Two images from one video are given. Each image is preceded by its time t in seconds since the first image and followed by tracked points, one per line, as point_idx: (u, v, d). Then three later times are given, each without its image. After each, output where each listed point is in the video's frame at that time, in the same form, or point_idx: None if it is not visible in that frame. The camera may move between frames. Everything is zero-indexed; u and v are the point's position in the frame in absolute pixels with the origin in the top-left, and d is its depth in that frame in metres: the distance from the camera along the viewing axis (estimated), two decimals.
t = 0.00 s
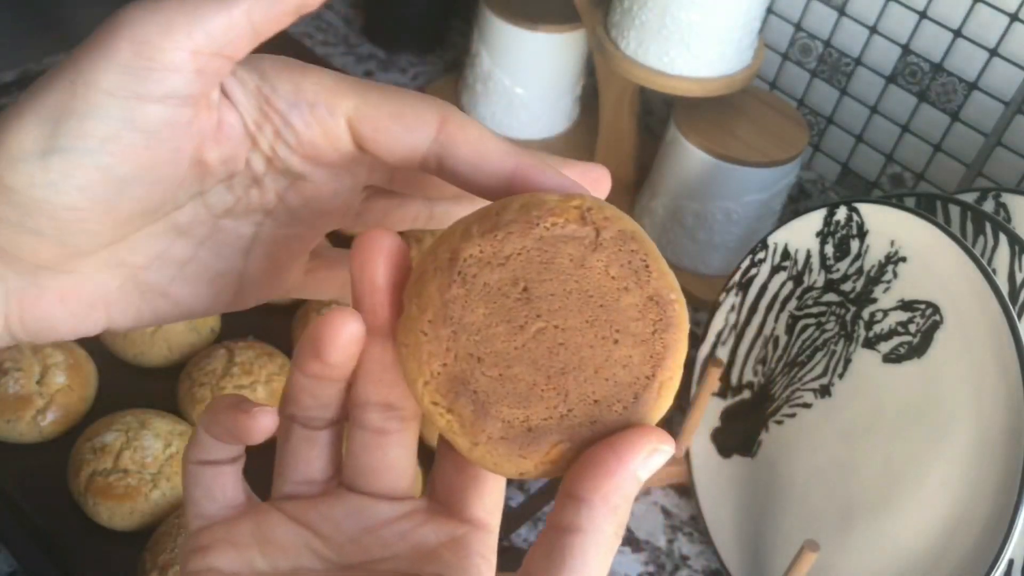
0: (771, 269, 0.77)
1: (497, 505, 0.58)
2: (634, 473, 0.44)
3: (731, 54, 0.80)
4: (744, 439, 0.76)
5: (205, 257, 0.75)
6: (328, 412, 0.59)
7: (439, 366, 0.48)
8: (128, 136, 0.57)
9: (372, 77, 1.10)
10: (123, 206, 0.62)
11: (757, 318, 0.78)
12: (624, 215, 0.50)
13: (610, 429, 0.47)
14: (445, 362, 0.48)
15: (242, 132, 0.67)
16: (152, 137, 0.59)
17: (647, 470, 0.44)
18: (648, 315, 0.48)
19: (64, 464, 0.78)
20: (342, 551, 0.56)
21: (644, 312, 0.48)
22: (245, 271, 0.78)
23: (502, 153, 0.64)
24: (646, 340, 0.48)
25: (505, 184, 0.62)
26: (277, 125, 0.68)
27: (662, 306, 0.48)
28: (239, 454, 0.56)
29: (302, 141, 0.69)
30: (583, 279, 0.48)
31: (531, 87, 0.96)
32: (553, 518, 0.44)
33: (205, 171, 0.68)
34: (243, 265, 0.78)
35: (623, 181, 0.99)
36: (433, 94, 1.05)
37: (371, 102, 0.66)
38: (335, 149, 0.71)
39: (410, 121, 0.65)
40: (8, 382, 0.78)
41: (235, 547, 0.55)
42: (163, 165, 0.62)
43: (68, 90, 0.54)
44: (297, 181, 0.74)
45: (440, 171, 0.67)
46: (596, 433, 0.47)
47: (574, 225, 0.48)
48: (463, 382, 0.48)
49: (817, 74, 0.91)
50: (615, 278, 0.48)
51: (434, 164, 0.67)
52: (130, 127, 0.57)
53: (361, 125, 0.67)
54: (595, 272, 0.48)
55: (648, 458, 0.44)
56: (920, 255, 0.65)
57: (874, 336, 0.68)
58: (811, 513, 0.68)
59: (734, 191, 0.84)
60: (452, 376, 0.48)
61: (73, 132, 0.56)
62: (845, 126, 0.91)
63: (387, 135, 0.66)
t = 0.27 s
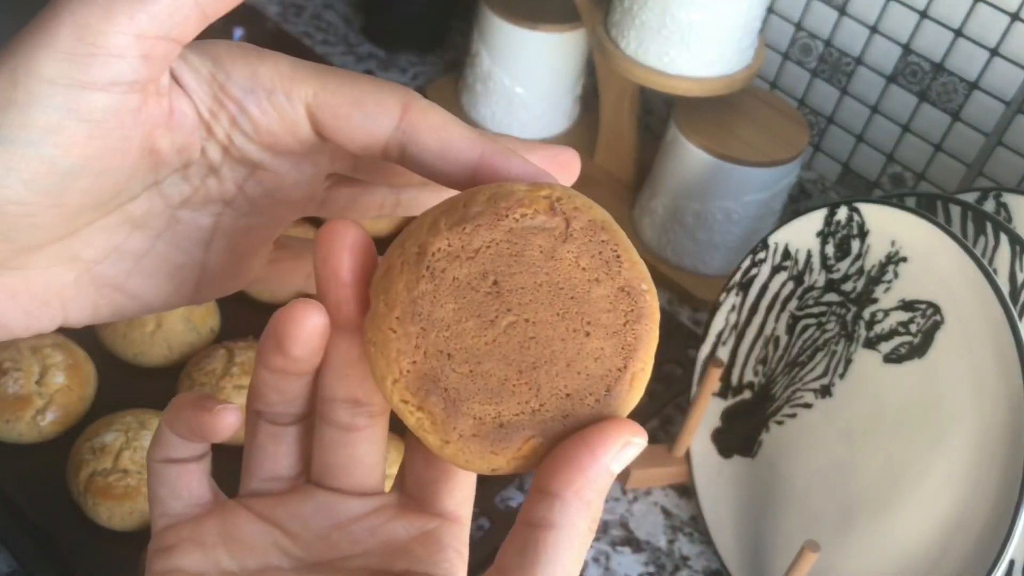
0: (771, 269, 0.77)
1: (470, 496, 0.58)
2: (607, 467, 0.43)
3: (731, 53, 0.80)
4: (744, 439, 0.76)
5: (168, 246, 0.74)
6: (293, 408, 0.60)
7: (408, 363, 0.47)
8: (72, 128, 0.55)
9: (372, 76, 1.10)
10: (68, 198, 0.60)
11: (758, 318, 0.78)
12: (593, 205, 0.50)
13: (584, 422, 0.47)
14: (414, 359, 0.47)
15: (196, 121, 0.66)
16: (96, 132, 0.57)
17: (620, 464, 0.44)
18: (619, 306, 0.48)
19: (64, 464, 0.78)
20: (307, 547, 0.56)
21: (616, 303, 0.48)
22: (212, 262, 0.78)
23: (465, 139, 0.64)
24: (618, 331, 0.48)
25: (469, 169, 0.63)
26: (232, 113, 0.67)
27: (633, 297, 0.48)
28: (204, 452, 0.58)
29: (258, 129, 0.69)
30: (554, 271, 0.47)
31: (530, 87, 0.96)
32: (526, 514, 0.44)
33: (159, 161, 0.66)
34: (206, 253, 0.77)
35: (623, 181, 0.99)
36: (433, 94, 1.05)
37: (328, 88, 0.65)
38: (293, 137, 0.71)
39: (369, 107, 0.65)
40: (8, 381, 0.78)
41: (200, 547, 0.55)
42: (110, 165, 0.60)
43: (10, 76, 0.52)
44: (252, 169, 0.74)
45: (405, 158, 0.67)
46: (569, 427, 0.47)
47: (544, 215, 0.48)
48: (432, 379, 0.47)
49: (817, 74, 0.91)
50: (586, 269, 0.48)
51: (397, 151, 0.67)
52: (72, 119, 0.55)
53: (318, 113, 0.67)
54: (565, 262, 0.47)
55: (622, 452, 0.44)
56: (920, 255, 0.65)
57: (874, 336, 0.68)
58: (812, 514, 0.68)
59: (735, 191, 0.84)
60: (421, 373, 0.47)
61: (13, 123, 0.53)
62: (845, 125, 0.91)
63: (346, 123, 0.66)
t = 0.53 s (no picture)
0: (771, 269, 0.77)
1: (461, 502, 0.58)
2: (597, 474, 0.43)
3: (731, 54, 0.80)
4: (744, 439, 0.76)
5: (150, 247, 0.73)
6: (282, 414, 0.60)
7: (395, 369, 0.47)
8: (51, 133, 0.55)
9: (372, 76, 1.09)
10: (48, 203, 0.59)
11: (758, 318, 0.78)
12: (582, 207, 0.49)
13: (574, 428, 0.47)
14: (401, 365, 0.47)
15: (180, 125, 0.66)
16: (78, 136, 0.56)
17: (611, 470, 0.44)
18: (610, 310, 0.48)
19: (64, 464, 0.78)
20: (296, 558, 0.56)
21: (606, 307, 0.48)
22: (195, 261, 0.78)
23: (452, 142, 0.64)
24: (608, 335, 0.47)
25: (457, 173, 0.63)
26: (217, 116, 0.67)
27: (624, 300, 0.48)
28: (192, 460, 0.57)
29: (243, 132, 0.69)
30: (542, 275, 0.47)
31: (530, 87, 0.96)
32: (517, 521, 0.44)
33: (144, 166, 0.66)
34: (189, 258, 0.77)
35: (622, 181, 0.99)
36: (433, 94, 1.05)
37: (314, 92, 0.66)
38: (278, 140, 0.71)
39: (354, 110, 0.66)
40: (8, 382, 0.78)
41: (189, 557, 0.55)
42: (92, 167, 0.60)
43: None
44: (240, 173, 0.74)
45: (391, 161, 0.67)
46: (559, 433, 0.47)
47: (531, 218, 0.48)
48: (420, 385, 0.47)
49: (817, 74, 0.91)
50: (575, 273, 0.47)
51: (385, 154, 0.67)
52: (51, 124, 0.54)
53: (305, 115, 0.67)
54: (554, 266, 0.47)
55: (612, 458, 0.43)
56: (920, 256, 0.65)
57: (874, 336, 0.68)
58: (812, 514, 0.68)
59: (735, 191, 0.84)
60: (409, 379, 0.47)
61: None
62: (846, 125, 0.91)
63: (333, 127, 0.67)
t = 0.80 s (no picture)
0: (772, 269, 0.77)
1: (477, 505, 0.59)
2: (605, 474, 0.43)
3: (731, 54, 0.80)
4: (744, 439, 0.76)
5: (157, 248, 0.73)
6: (295, 418, 0.61)
7: (398, 367, 0.47)
8: (58, 132, 0.54)
9: (372, 76, 1.09)
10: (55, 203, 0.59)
11: (758, 318, 0.78)
12: (585, 204, 0.50)
13: (583, 425, 0.46)
14: (404, 363, 0.47)
15: (190, 122, 0.65)
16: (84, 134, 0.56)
17: (619, 469, 0.44)
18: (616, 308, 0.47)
19: (64, 464, 0.78)
20: (297, 558, 0.56)
21: (612, 303, 0.47)
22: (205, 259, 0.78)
23: (461, 140, 0.64)
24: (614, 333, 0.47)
25: (465, 170, 0.63)
26: (226, 114, 0.67)
27: (630, 296, 0.48)
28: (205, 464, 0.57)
29: (252, 129, 0.69)
30: (546, 271, 0.47)
31: (530, 87, 0.96)
32: (524, 524, 0.44)
33: (154, 162, 0.66)
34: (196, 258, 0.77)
35: (623, 181, 0.99)
36: (433, 94, 1.05)
37: (324, 88, 0.66)
38: (286, 136, 0.71)
39: (363, 107, 0.66)
40: (8, 381, 0.78)
41: (203, 561, 0.54)
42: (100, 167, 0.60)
43: None
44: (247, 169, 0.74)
45: (401, 158, 0.67)
46: (568, 431, 0.46)
47: (533, 215, 0.48)
48: (423, 382, 0.47)
49: (817, 74, 0.91)
50: (579, 268, 0.48)
51: (393, 152, 0.67)
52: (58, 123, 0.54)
53: (311, 113, 0.67)
54: (557, 262, 0.47)
55: (621, 456, 0.43)
56: (920, 256, 0.65)
57: (875, 336, 0.68)
58: (812, 514, 0.68)
59: (735, 191, 0.84)
60: (412, 376, 0.47)
61: None
62: (846, 125, 0.91)
63: (340, 124, 0.67)
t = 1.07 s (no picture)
0: (772, 269, 0.77)
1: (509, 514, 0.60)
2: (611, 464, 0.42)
3: (731, 54, 0.80)
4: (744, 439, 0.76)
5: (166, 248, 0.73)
6: (333, 422, 0.65)
7: (405, 358, 0.48)
8: (84, 132, 0.55)
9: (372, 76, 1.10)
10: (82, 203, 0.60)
11: (758, 318, 0.78)
12: (587, 188, 0.50)
13: (591, 408, 0.45)
14: (409, 353, 0.48)
15: (212, 118, 0.66)
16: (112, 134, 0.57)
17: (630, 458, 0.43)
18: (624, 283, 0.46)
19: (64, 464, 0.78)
20: (297, 558, 0.56)
21: (615, 283, 0.46)
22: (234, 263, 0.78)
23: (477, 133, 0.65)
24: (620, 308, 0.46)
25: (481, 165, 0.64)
26: (245, 109, 0.67)
27: (635, 275, 0.47)
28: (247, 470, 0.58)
29: (272, 125, 0.69)
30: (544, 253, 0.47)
31: (530, 87, 0.96)
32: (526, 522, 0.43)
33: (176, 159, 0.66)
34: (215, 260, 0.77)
35: (623, 181, 0.99)
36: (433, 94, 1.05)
37: (342, 85, 0.65)
38: (305, 131, 0.71)
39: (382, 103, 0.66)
40: (8, 381, 0.77)
41: (241, 561, 0.55)
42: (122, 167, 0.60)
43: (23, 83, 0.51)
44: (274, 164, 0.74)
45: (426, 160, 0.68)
46: (576, 416, 0.45)
47: (531, 200, 0.48)
48: (429, 372, 0.47)
49: (817, 74, 0.91)
50: (579, 250, 0.47)
51: (412, 148, 0.68)
52: (84, 125, 0.54)
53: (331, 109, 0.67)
54: (555, 244, 0.47)
55: (627, 443, 0.42)
56: (920, 256, 0.65)
57: (875, 336, 0.68)
58: (812, 514, 0.68)
59: (735, 191, 0.84)
60: (417, 366, 0.48)
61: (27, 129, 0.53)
62: (846, 125, 0.91)
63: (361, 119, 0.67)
